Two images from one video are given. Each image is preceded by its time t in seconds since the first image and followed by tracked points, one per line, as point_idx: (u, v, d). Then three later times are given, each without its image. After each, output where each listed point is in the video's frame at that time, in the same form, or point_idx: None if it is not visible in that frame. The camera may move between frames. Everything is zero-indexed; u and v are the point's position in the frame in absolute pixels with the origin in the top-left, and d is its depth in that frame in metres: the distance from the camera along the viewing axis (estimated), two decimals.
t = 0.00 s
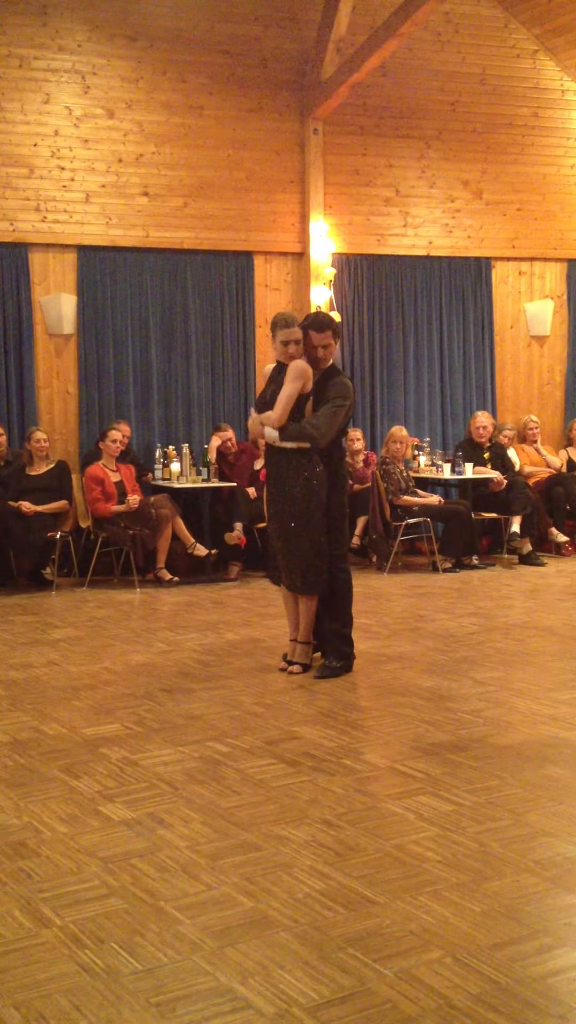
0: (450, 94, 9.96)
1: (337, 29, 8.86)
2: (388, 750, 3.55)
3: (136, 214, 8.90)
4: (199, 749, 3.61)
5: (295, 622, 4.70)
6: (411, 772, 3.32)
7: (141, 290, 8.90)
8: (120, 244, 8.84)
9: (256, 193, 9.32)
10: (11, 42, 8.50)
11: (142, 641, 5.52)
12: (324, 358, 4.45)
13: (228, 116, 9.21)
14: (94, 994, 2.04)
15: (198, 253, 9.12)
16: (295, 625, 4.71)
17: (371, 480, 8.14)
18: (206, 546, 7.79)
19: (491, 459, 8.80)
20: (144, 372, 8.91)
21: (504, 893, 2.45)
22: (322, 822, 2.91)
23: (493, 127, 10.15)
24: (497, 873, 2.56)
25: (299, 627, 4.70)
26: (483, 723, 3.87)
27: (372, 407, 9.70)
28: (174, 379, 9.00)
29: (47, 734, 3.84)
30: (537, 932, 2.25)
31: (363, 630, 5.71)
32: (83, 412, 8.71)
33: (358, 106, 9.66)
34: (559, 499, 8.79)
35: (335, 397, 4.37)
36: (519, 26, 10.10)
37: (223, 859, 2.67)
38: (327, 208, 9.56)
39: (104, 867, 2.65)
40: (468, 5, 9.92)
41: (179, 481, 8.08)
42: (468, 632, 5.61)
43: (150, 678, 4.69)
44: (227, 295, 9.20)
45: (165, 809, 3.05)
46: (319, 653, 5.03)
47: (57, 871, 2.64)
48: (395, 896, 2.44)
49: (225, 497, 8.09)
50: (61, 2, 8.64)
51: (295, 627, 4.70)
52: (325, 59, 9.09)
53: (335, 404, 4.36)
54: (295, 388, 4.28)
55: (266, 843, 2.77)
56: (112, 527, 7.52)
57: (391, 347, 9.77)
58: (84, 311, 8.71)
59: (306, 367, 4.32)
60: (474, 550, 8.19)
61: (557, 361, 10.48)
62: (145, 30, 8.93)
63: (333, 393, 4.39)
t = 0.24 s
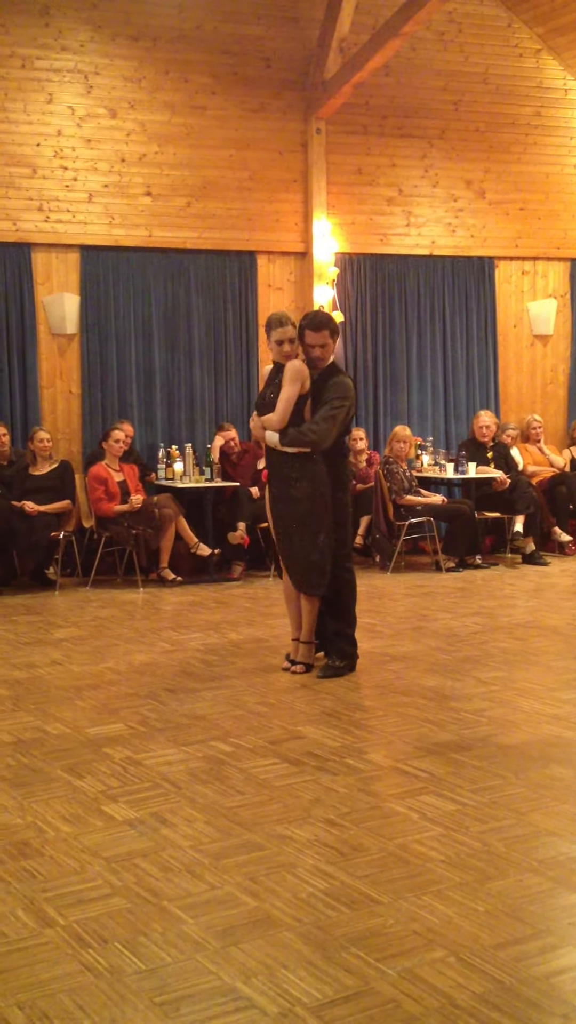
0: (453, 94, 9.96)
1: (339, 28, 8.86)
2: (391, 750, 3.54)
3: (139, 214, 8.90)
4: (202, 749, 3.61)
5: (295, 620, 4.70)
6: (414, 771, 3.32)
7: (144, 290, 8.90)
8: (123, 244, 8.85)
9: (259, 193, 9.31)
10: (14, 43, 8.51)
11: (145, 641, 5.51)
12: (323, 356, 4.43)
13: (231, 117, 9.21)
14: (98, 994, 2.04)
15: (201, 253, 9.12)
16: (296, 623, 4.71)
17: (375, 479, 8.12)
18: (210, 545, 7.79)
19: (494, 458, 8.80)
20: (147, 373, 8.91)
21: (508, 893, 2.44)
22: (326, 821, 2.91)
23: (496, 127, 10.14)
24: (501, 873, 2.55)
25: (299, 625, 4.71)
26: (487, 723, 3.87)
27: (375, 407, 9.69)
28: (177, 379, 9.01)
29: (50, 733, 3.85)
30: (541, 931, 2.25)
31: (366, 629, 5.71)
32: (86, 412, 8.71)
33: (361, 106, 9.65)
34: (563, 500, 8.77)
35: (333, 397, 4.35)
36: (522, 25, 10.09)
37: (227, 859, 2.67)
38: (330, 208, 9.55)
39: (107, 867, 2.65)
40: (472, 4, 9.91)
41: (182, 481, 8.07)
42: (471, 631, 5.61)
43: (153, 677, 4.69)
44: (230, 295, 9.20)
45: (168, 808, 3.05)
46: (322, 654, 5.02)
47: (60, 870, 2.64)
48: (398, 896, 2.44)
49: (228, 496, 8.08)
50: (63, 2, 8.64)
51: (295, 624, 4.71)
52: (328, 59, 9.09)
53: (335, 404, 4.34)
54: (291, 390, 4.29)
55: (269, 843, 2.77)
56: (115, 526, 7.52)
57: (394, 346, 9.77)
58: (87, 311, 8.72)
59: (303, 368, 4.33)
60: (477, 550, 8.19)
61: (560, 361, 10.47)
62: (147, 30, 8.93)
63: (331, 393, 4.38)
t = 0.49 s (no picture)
0: (455, 94, 9.95)
1: (342, 28, 8.85)
2: (393, 749, 3.55)
3: (141, 214, 8.90)
4: (204, 748, 3.61)
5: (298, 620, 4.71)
6: (416, 771, 3.32)
7: (146, 290, 8.91)
8: (125, 243, 8.85)
9: (261, 192, 9.31)
10: (17, 43, 8.51)
11: (147, 641, 5.51)
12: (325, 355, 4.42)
13: (233, 116, 9.21)
14: (100, 993, 2.04)
15: (204, 252, 9.13)
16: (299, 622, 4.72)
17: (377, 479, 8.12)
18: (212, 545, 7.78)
19: (496, 457, 8.80)
20: (149, 372, 8.91)
21: (511, 893, 2.44)
22: (328, 820, 2.91)
23: (498, 126, 10.13)
24: (503, 873, 2.55)
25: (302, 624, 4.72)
26: (490, 722, 3.86)
27: (377, 406, 9.69)
28: (179, 379, 9.01)
29: (52, 733, 3.85)
30: (543, 931, 2.25)
31: (368, 628, 5.71)
32: (88, 411, 8.72)
33: (363, 105, 9.65)
34: (565, 498, 8.74)
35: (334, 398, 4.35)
36: (524, 24, 10.08)
37: (229, 858, 2.67)
38: (332, 206, 9.55)
39: (109, 867, 2.65)
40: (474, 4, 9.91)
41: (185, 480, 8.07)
42: (474, 630, 5.60)
43: (155, 677, 4.69)
44: (232, 294, 9.20)
45: (171, 807, 3.05)
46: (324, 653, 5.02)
47: (63, 869, 2.64)
48: (400, 896, 2.44)
49: (230, 496, 8.08)
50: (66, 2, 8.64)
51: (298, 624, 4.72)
52: (330, 58, 9.08)
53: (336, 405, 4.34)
54: (297, 389, 4.29)
55: (271, 843, 2.76)
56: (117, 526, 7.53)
57: (397, 345, 9.76)
58: (89, 311, 8.72)
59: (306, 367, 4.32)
60: (480, 549, 8.19)
61: (563, 361, 10.47)
62: (150, 30, 8.93)
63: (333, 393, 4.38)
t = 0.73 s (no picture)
0: (458, 94, 9.95)
1: (345, 27, 8.84)
2: (396, 749, 3.54)
3: (144, 214, 8.90)
4: (207, 748, 3.61)
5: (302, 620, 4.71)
6: (420, 770, 3.32)
7: (149, 290, 8.91)
8: (128, 243, 8.85)
9: (264, 191, 9.31)
10: (20, 43, 8.52)
11: (150, 640, 5.50)
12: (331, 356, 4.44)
13: (236, 116, 9.21)
14: (103, 993, 2.04)
15: (207, 252, 9.12)
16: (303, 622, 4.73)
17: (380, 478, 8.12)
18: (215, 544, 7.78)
19: (499, 457, 8.80)
20: (152, 373, 8.91)
21: (514, 893, 2.44)
22: (331, 820, 2.90)
23: (501, 125, 10.13)
24: (506, 873, 2.54)
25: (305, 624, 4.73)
26: (493, 722, 3.86)
27: (380, 405, 9.69)
28: (182, 379, 9.01)
29: (55, 732, 3.85)
30: (546, 931, 2.25)
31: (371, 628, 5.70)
32: (91, 411, 8.72)
33: (366, 105, 9.65)
34: (568, 496, 8.75)
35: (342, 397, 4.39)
36: (528, 23, 10.07)
37: (232, 858, 2.67)
38: (335, 205, 9.54)
39: (112, 866, 2.65)
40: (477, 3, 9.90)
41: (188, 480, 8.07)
42: (477, 630, 5.60)
43: (158, 677, 4.69)
44: (235, 294, 9.20)
45: (174, 807, 3.05)
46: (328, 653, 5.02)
47: (66, 869, 2.64)
48: (403, 895, 2.44)
49: (233, 496, 8.09)
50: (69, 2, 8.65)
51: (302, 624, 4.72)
52: (333, 57, 9.07)
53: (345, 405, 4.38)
54: (313, 389, 4.30)
55: (275, 842, 2.76)
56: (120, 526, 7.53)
57: (400, 345, 9.76)
58: (92, 311, 8.72)
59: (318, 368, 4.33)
60: (482, 549, 8.18)
61: (566, 361, 10.46)
62: (152, 29, 8.93)
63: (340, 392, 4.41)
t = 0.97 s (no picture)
0: (461, 93, 9.95)
1: (348, 26, 8.84)
2: (399, 748, 3.55)
3: (147, 214, 8.91)
4: (210, 747, 3.62)
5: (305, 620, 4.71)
6: (423, 769, 3.32)
7: (152, 290, 8.91)
8: (131, 243, 8.86)
9: (266, 191, 9.31)
10: (23, 43, 8.53)
11: (153, 640, 5.50)
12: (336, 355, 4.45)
13: (239, 116, 9.21)
14: (107, 993, 2.04)
15: (210, 251, 9.13)
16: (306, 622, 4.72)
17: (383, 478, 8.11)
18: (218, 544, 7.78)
19: (502, 457, 8.80)
20: (155, 372, 8.91)
21: (516, 891, 2.44)
22: (334, 819, 2.91)
23: (504, 124, 10.12)
24: (509, 873, 2.54)
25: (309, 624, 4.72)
26: (496, 721, 3.87)
27: (383, 405, 9.69)
28: (185, 378, 9.01)
29: (59, 732, 3.85)
30: (549, 929, 2.25)
31: (375, 627, 5.71)
32: (95, 411, 8.72)
33: (369, 105, 9.65)
34: (571, 496, 8.74)
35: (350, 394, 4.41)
36: (530, 23, 10.07)
37: (235, 857, 2.67)
38: (338, 205, 9.54)
39: (116, 866, 2.65)
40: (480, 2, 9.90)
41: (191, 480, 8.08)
42: (480, 629, 5.61)
43: (161, 676, 4.70)
44: (239, 293, 9.20)
45: (177, 807, 3.05)
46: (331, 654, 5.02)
47: (69, 869, 2.64)
48: (407, 895, 2.44)
49: (236, 496, 8.09)
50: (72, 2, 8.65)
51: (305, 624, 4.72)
52: (336, 56, 9.07)
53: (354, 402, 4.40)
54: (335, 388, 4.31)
55: (278, 842, 2.76)
56: (124, 526, 7.53)
57: (403, 345, 9.76)
58: (95, 311, 8.73)
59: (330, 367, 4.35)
60: (486, 549, 8.18)
61: (569, 360, 10.46)
62: (156, 29, 8.93)
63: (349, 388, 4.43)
